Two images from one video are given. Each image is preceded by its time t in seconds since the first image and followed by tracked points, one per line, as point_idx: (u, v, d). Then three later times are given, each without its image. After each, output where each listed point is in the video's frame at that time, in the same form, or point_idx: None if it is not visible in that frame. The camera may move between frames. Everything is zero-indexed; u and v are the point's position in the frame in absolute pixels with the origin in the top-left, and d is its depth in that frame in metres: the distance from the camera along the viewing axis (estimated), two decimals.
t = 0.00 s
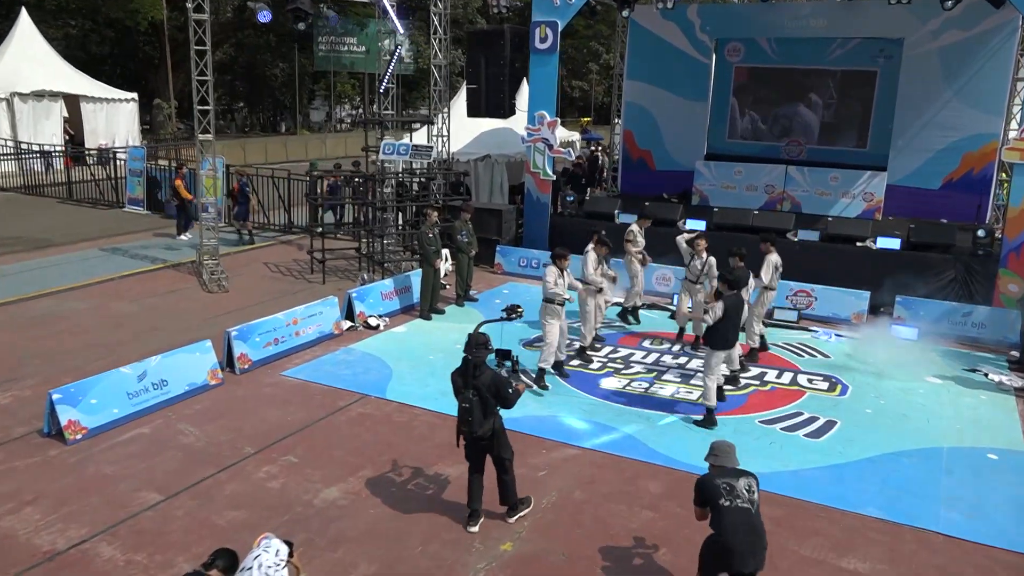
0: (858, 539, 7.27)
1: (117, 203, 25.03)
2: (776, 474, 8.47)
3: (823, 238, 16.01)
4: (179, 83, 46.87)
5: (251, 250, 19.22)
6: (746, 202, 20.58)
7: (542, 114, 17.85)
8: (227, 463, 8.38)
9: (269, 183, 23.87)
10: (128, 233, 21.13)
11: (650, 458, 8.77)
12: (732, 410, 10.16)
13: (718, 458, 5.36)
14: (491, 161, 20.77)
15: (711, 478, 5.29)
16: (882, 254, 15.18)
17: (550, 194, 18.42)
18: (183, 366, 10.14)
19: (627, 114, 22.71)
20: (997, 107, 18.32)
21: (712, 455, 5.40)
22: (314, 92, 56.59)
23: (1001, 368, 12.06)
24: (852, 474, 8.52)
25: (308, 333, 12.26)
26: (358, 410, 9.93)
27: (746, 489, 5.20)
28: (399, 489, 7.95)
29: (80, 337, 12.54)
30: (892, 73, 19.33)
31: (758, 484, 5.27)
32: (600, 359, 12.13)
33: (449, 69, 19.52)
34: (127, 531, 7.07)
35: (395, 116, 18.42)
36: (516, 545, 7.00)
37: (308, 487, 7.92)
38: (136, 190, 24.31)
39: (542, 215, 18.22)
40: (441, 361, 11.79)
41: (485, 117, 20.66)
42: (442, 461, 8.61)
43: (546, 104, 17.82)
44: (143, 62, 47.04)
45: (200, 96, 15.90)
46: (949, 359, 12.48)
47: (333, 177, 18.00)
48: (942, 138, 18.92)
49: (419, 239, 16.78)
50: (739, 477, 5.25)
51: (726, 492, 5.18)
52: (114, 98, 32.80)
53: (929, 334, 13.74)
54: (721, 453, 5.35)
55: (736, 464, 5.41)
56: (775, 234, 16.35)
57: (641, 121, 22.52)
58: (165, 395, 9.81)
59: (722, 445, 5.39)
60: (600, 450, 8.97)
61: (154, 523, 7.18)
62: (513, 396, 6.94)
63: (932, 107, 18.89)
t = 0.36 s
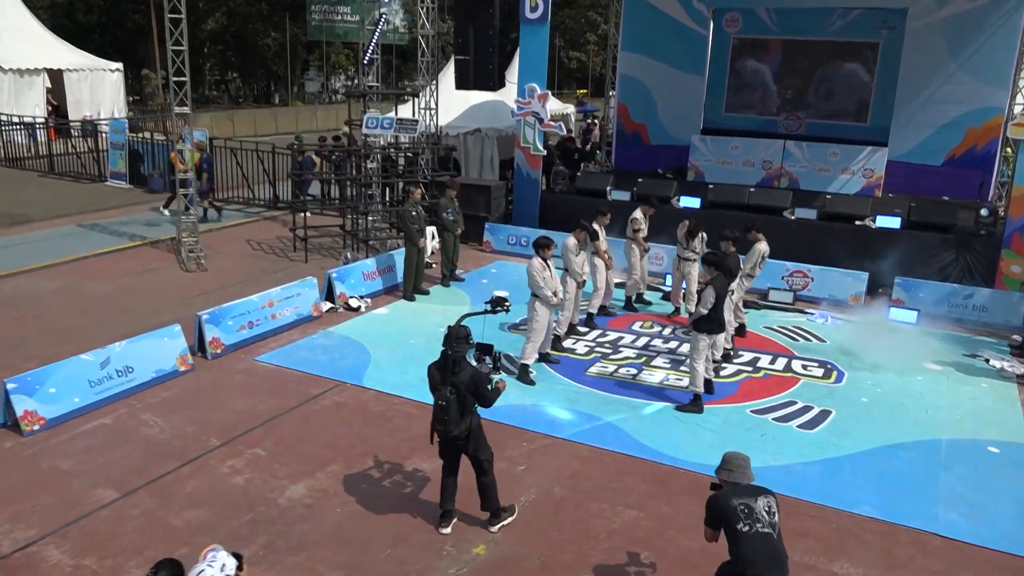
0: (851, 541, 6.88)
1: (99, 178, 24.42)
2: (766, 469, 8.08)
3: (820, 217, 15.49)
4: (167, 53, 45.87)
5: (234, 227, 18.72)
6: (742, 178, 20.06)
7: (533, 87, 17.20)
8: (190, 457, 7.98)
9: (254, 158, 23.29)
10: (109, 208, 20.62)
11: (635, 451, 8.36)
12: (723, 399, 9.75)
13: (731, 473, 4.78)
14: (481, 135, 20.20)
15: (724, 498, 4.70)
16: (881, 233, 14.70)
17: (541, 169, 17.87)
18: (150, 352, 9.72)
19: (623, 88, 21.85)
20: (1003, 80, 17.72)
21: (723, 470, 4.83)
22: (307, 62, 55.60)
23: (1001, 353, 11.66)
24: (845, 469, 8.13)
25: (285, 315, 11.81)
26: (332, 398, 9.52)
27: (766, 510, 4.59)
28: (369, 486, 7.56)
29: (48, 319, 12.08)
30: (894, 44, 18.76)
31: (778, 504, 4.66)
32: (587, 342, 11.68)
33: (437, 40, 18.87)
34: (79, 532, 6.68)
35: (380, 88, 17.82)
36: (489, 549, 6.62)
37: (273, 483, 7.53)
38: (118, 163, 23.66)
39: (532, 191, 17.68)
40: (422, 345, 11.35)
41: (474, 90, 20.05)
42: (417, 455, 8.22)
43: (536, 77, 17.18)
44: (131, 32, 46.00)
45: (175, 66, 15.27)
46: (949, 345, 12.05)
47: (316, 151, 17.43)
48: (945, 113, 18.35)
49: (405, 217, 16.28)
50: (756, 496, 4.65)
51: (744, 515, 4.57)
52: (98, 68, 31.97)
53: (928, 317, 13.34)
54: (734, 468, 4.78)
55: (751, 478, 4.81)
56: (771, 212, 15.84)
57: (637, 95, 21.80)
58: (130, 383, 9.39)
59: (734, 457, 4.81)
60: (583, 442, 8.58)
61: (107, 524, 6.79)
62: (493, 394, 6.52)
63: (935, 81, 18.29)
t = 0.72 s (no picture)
0: (840, 549, 6.51)
1: (81, 154, 23.86)
2: (754, 468, 7.69)
3: (816, 198, 14.97)
4: (156, 24, 44.93)
5: (216, 206, 18.22)
6: (738, 156, 19.52)
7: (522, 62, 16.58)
8: (148, 456, 7.60)
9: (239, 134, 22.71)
10: (90, 186, 20.11)
11: (616, 450, 7.99)
12: (711, 392, 9.37)
13: (732, 503, 4.21)
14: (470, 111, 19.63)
15: (726, 532, 4.10)
16: (880, 215, 14.22)
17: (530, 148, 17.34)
18: (113, 343, 9.31)
19: (617, 62, 21.39)
20: (1007, 57, 17.20)
21: (724, 499, 4.25)
22: (300, 34, 54.62)
23: (1000, 342, 11.29)
24: (836, 468, 7.79)
25: (260, 302, 11.38)
26: (302, 391, 9.13)
27: (773, 549, 3.99)
28: (334, 488, 7.18)
29: (15, 305, 11.65)
30: (897, 18, 18.06)
31: (786, 538, 4.06)
32: (573, 330, 11.29)
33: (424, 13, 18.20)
34: (22, 540, 6.32)
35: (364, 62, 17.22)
36: (457, 559, 6.27)
37: (233, 485, 7.15)
38: (100, 139, 23.11)
39: (521, 169, 17.15)
40: (401, 334, 10.94)
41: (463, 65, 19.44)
42: (387, 454, 7.84)
43: (525, 51, 16.55)
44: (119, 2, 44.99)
45: (148, 40, 14.66)
46: (947, 332, 11.65)
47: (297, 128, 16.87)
48: (947, 90, 17.86)
49: (390, 197, 15.86)
50: (762, 532, 4.04)
51: (749, 554, 3.97)
52: (82, 40, 31.21)
53: (926, 303, 12.95)
54: (736, 498, 4.20)
55: (755, 507, 4.22)
56: (766, 193, 15.34)
57: (632, 69, 21.29)
58: (91, 375, 8.99)
59: (736, 484, 4.23)
60: (562, 439, 8.21)
61: (53, 531, 6.43)
62: (484, 398, 6.20)
63: (938, 57, 17.76)
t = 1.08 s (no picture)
0: (819, 562, 6.18)
1: (59, 134, 23.31)
2: (733, 474, 7.35)
3: (808, 182, 14.53)
4: None
5: (193, 189, 17.76)
6: (730, 138, 19.04)
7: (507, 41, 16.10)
8: (99, 461, 7.26)
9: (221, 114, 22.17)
10: (65, 167, 19.62)
11: (589, 453, 7.64)
12: (693, 390, 9.02)
13: (727, 546, 3.77)
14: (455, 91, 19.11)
15: None
16: (872, 201, 13.82)
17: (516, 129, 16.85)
18: (70, 338, 8.92)
19: (607, 39, 20.87)
20: (1005, 38, 16.81)
21: (717, 541, 3.81)
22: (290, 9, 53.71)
23: (993, 335, 10.96)
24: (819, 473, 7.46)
25: (229, 293, 10.99)
26: (267, 389, 8.77)
27: None
28: (292, 495, 6.85)
29: None
30: None
31: None
32: (553, 322, 10.91)
33: None
34: None
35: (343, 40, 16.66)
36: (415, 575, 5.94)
37: (184, 493, 6.81)
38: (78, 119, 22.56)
39: (506, 152, 16.69)
40: (373, 326, 10.57)
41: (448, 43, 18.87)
42: (351, 457, 7.50)
43: (511, 29, 15.98)
44: None
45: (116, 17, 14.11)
46: (939, 325, 11.30)
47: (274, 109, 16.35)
48: (944, 70, 17.48)
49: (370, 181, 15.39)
50: None
51: None
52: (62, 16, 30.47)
53: (918, 293, 12.61)
54: (731, 539, 3.77)
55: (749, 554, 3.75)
56: (757, 177, 14.91)
57: (623, 46, 20.77)
58: (46, 372, 8.62)
59: (729, 523, 3.81)
60: (534, 441, 7.87)
61: None
62: (466, 407, 5.77)
63: (935, 37, 17.36)
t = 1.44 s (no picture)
0: None
1: (37, 111, 22.78)
2: (708, 480, 7.04)
3: (800, 166, 14.14)
4: None
5: (170, 170, 17.32)
6: (723, 118, 18.62)
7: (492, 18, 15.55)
8: (46, 464, 6.93)
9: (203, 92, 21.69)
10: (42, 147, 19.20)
11: (559, 457, 7.33)
12: (671, 388, 8.70)
13: None
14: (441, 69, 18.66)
15: None
16: (866, 187, 13.40)
17: (502, 110, 16.39)
18: (24, 332, 8.56)
19: (598, 15, 20.30)
20: (1007, 16, 16.26)
21: None
22: None
23: (986, 327, 10.63)
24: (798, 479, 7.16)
25: (197, 282, 10.64)
26: (229, 385, 8.43)
27: None
28: (246, 502, 6.52)
29: None
30: None
31: None
32: (531, 314, 10.55)
33: None
34: None
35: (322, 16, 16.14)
36: None
37: (133, 501, 6.49)
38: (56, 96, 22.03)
39: (491, 132, 16.26)
40: (345, 318, 10.22)
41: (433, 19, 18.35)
42: (311, 460, 7.17)
43: (496, 5, 15.46)
44: None
45: None
46: (930, 318, 10.97)
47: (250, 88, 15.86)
48: (943, 49, 16.95)
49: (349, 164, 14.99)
50: None
51: None
52: None
53: (909, 282, 12.27)
54: None
55: None
56: (747, 160, 14.49)
57: (614, 23, 20.19)
58: None
59: None
60: (504, 443, 7.55)
61: None
62: (431, 418, 5.37)
63: (935, 14, 16.79)
